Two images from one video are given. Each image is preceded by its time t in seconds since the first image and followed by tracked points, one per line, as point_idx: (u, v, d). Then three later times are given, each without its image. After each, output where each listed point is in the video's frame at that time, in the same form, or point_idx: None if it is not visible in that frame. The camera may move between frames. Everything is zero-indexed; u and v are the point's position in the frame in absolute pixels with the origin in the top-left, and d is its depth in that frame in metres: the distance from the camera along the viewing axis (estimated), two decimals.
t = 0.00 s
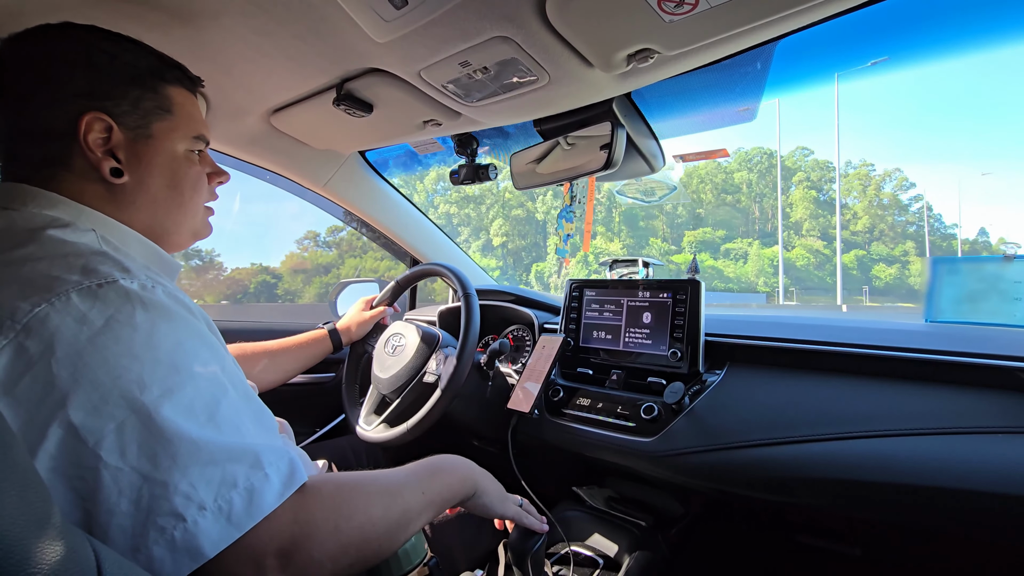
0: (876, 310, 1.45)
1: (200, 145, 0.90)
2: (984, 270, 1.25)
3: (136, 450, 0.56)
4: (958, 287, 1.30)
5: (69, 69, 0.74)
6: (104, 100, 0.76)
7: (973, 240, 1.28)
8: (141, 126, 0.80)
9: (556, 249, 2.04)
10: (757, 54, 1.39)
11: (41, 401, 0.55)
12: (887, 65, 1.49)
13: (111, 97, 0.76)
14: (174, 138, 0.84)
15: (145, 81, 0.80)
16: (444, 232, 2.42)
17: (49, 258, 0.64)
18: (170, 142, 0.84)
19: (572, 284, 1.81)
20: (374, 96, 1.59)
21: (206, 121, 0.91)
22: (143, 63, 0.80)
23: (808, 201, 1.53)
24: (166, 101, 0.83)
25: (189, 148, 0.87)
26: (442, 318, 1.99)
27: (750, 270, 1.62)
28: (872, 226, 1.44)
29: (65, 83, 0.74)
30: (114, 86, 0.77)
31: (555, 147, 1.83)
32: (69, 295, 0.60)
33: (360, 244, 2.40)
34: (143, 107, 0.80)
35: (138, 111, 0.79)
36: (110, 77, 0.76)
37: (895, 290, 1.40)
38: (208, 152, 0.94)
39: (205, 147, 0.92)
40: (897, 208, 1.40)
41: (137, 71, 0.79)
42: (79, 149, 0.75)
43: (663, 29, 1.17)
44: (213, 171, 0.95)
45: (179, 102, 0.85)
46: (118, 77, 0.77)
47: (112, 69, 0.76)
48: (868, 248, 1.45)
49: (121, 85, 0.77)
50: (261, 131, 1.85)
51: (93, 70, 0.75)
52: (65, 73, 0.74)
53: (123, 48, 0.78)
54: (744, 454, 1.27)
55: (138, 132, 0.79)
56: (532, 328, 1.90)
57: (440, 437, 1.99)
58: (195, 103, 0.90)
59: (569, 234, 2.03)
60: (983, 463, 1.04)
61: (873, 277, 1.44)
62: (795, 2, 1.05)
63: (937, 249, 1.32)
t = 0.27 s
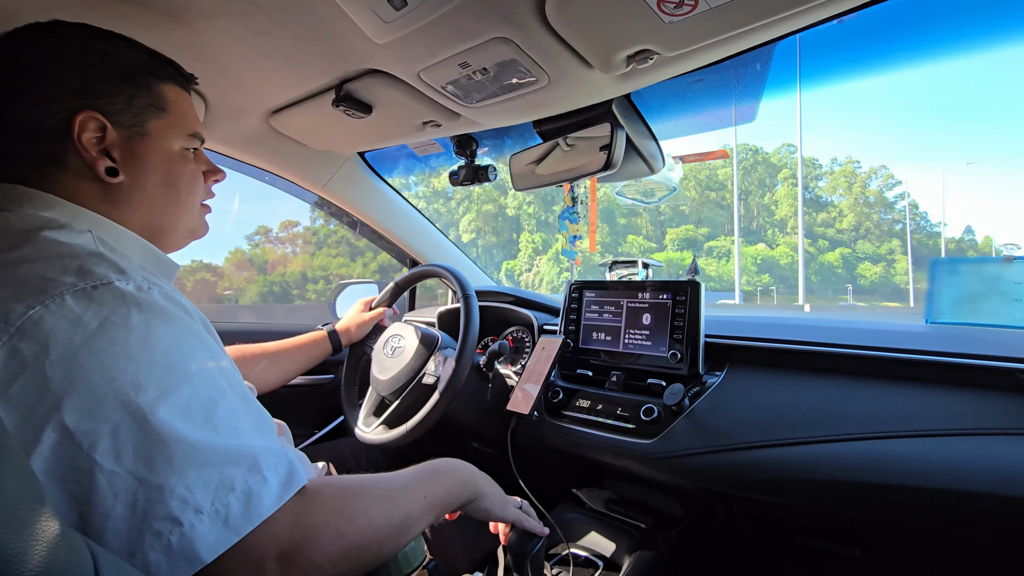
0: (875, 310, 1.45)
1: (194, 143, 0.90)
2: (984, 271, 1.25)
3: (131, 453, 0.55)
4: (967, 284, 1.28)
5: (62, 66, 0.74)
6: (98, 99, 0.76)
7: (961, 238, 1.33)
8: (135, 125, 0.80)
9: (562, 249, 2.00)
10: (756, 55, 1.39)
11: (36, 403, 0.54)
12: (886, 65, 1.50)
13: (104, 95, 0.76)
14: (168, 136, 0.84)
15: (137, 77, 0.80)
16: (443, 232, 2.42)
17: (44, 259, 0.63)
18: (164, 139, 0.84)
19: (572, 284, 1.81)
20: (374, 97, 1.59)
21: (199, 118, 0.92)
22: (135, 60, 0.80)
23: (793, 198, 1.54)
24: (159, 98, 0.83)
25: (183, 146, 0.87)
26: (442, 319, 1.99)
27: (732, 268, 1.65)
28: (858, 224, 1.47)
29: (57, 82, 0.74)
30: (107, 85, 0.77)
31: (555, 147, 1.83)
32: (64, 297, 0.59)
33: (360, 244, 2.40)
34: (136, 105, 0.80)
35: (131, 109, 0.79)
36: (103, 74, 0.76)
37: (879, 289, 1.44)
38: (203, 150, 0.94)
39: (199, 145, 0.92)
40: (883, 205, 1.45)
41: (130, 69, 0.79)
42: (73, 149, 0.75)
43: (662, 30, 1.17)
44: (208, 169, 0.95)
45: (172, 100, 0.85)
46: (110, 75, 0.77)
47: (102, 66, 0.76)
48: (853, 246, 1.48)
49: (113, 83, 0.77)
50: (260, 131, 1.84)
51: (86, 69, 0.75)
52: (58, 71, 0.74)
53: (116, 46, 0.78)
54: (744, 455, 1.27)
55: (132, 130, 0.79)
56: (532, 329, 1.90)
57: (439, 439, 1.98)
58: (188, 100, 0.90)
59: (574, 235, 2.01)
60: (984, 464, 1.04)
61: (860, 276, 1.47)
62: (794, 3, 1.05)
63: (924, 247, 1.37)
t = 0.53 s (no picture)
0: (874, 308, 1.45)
1: (191, 144, 0.90)
2: (984, 268, 1.27)
3: (133, 458, 0.55)
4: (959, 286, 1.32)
5: (59, 67, 0.74)
6: (93, 100, 0.76)
7: (946, 236, 1.35)
8: (129, 126, 0.79)
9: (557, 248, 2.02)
10: (756, 53, 1.39)
11: (37, 407, 0.54)
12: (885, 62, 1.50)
13: (99, 97, 0.76)
14: (164, 137, 0.84)
15: (134, 80, 0.80)
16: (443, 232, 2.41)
17: (48, 263, 0.63)
18: (160, 142, 0.83)
19: (572, 283, 1.80)
20: (372, 96, 1.59)
21: (195, 118, 0.91)
22: (132, 62, 0.80)
23: (777, 194, 1.58)
24: (154, 100, 0.83)
25: (180, 147, 0.87)
26: (442, 319, 1.99)
27: (714, 266, 1.68)
28: (843, 222, 1.51)
29: (52, 83, 0.73)
30: (103, 86, 0.76)
31: (554, 146, 1.83)
32: (68, 301, 0.59)
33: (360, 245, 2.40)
34: (132, 105, 0.80)
35: (128, 110, 0.79)
36: (100, 75, 0.76)
37: (865, 285, 1.47)
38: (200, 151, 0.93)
39: (196, 147, 0.91)
40: (868, 202, 1.47)
41: (126, 72, 0.79)
42: (68, 151, 0.75)
43: (663, 29, 1.17)
44: (206, 170, 0.95)
45: (168, 101, 0.85)
46: (106, 76, 0.77)
47: (100, 69, 0.76)
48: (838, 244, 1.52)
49: (108, 84, 0.77)
50: (258, 131, 1.84)
51: (83, 70, 0.75)
52: (52, 72, 0.74)
53: (112, 47, 0.78)
54: (745, 454, 1.27)
55: (127, 131, 0.79)
56: (532, 329, 1.89)
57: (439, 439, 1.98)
58: (184, 101, 0.90)
59: (569, 234, 2.01)
60: (984, 462, 1.04)
61: (844, 274, 1.51)
62: (793, 1, 1.05)
63: (910, 244, 1.40)
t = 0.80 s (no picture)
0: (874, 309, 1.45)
1: (187, 144, 0.89)
2: (984, 270, 1.24)
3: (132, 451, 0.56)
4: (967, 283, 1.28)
5: (56, 64, 0.75)
6: (86, 96, 0.76)
7: (932, 234, 1.37)
8: (123, 123, 0.79)
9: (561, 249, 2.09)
10: (756, 55, 1.39)
11: (38, 403, 0.54)
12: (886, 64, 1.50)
13: (92, 93, 0.77)
14: (159, 135, 0.84)
15: (128, 76, 0.80)
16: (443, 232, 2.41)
17: (44, 261, 0.63)
18: (154, 139, 0.83)
19: (572, 284, 1.80)
20: (373, 96, 1.59)
21: (193, 117, 0.91)
22: (126, 59, 0.80)
23: (761, 191, 1.64)
24: (149, 97, 0.83)
25: (175, 146, 0.86)
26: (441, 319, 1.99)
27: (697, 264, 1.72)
28: (828, 219, 1.56)
29: (48, 80, 0.75)
30: (97, 81, 0.77)
31: (554, 147, 1.83)
32: (65, 298, 0.59)
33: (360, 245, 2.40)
34: (127, 103, 0.80)
35: (122, 107, 0.79)
36: (93, 71, 0.77)
37: (848, 282, 1.54)
38: (198, 152, 0.93)
39: (194, 147, 0.91)
40: (853, 200, 1.54)
41: (119, 68, 0.80)
42: (62, 147, 0.75)
43: (664, 30, 1.17)
44: (203, 170, 0.95)
45: (164, 99, 0.85)
46: (98, 72, 0.77)
47: (92, 65, 0.77)
48: (823, 241, 1.58)
49: (102, 82, 0.77)
50: (259, 131, 1.84)
51: (81, 66, 0.76)
52: (45, 67, 0.75)
53: (106, 44, 0.79)
54: (743, 455, 1.27)
55: (122, 128, 0.79)
56: (532, 329, 1.89)
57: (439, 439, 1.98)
58: (182, 100, 0.90)
59: (570, 235, 2.08)
60: (983, 464, 1.04)
61: (828, 272, 1.57)
62: (794, 3, 1.05)
63: (895, 242, 1.45)
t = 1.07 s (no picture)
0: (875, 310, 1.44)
1: (189, 146, 0.88)
2: (984, 270, 1.25)
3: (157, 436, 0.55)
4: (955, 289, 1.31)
5: (52, 66, 0.74)
6: (84, 98, 0.76)
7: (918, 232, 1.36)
8: (123, 126, 0.79)
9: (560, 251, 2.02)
10: (755, 54, 1.39)
11: (61, 399, 0.54)
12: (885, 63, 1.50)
13: (92, 96, 0.76)
14: (159, 138, 0.83)
15: (129, 79, 0.79)
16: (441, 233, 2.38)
17: (44, 263, 0.63)
18: (154, 142, 0.82)
19: (572, 284, 1.81)
20: (372, 97, 1.59)
21: (196, 120, 0.90)
22: (127, 60, 0.80)
23: (745, 188, 1.61)
24: (150, 99, 0.82)
25: (176, 148, 0.85)
26: (441, 319, 1.99)
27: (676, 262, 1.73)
28: (812, 217, 1.51)
29: (45, 82, 0.74)
30: (98, 84, 0.77)
31: (554, 147, 1.83)
32: (69, 297, 0.59)
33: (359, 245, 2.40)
34: (125, 105, 0.79)
35: (121, 110, 0.79)
36: (93, 74, 0.76)
37: (834, 281, 1.49)
38: (202, 155, 0.92)
39: (196, 148, 0.90)
40: (839, 198, 1.49)
41: (121, 70, 0.79)
42: (59, 149, 0.75)
43: (663, 30, 1.17)
44: (206, 172, 0.93)
45: (166, 101, 0.84)
46: (99, 75, 0.77)
47: (94, 67, 0.76)
48: (808, 240, 1.53)
49: (103, 83, 0.77)
50: (258, 132, 1.84)
51: (78, 67, 0.75)
52: (46, 71, 0.74)
53: (110, 48, 0.79)
54: (744, 455, 1.27)
55: (120, 131, 0.78)
56: (531, 329, 1.89)
57: (439, 439, 1.98)
58: (184, 103, 0.89)
59: (571, 236, 2.01)
60: (982, 464, 1.04)
61: (812, 271, 1.52)
62: (793, 2, 1.05)
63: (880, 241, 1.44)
